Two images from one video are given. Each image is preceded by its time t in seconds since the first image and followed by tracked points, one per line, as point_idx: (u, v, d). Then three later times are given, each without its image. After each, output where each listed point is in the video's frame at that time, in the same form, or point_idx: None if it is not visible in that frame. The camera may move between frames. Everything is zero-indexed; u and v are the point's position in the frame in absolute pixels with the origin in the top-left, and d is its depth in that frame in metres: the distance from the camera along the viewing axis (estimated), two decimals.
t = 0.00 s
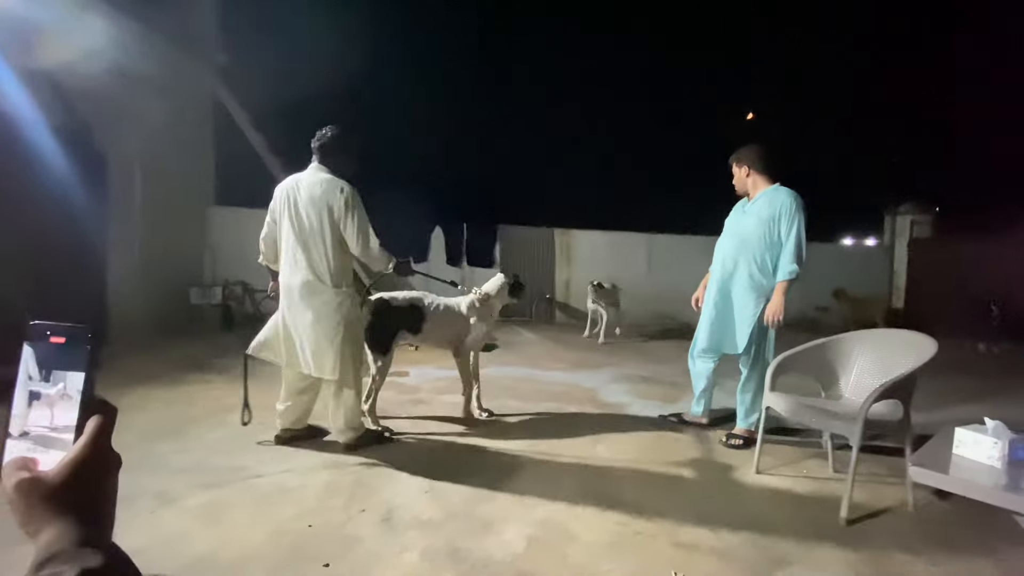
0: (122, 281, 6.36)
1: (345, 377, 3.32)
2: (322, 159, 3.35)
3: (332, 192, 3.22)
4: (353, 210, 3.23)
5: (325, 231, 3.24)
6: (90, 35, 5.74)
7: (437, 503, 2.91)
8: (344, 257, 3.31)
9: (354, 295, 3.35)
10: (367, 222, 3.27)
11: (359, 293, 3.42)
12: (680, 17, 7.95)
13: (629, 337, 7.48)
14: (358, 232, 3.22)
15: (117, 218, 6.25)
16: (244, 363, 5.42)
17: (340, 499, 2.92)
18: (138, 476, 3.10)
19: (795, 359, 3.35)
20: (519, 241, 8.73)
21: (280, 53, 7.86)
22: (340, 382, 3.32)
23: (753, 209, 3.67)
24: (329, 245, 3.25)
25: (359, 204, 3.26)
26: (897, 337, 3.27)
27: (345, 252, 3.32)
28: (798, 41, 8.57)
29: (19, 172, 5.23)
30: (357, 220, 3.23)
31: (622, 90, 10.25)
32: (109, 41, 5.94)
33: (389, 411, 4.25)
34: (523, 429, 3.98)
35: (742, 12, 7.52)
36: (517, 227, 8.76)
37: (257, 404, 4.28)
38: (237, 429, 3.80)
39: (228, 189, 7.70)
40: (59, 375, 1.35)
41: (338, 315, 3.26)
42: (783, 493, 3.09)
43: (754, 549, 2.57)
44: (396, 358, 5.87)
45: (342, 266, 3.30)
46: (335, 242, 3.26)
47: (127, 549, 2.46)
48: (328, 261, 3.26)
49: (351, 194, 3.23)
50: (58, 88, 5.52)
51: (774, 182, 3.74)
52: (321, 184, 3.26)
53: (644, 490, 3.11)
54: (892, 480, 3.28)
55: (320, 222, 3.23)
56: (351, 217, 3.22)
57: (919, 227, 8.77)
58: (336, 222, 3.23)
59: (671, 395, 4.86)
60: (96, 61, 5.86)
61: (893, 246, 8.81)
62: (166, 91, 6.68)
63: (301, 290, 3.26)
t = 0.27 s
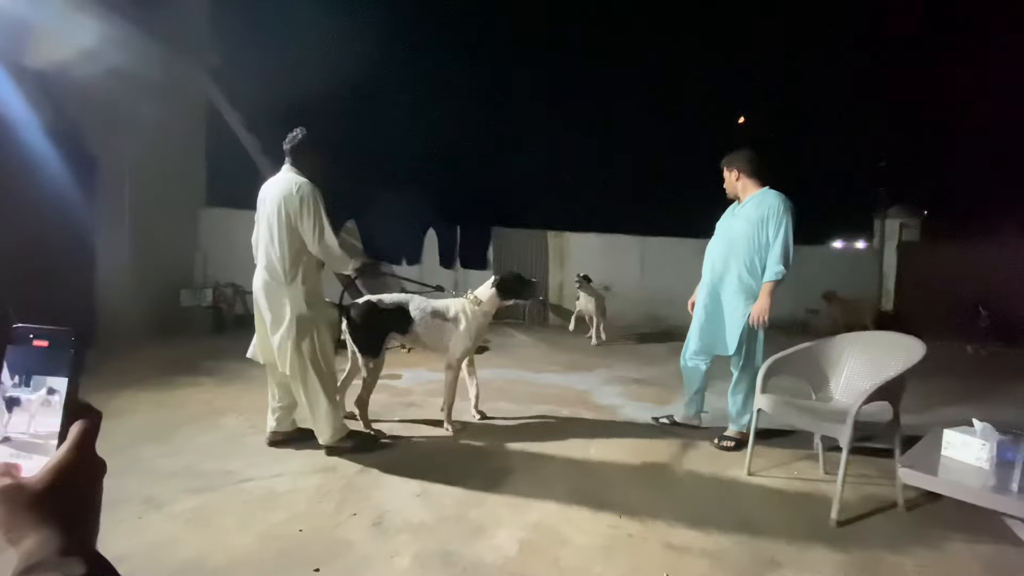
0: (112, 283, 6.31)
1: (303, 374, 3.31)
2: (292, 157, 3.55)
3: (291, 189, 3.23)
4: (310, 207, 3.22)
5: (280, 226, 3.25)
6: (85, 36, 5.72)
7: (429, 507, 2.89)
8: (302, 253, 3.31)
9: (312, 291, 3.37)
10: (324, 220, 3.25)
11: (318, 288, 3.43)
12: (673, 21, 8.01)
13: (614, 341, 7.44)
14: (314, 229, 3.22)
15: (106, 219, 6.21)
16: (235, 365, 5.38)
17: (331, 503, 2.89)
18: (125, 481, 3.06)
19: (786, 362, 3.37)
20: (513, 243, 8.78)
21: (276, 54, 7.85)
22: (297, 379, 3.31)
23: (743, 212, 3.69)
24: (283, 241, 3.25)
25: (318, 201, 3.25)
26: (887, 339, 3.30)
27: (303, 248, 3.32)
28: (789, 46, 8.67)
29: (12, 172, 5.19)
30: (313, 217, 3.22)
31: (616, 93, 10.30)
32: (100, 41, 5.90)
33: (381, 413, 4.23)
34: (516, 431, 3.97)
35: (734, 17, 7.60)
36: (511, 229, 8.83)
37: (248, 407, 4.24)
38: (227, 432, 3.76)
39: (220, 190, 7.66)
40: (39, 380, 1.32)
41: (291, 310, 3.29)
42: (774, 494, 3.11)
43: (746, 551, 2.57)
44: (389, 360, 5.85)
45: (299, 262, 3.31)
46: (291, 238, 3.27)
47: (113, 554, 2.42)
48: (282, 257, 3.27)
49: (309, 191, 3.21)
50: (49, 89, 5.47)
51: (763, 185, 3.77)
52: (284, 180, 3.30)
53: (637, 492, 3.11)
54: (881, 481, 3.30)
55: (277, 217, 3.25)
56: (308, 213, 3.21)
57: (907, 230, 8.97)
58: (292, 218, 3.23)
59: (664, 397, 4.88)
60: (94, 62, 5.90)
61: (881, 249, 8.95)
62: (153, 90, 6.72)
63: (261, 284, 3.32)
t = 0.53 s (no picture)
0: (107, 284, 6.27)
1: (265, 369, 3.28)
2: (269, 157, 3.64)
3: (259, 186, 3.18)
4: (276, 204, 3.16)
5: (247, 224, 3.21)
6: (83, 36, 5.71)
7: (425, 508, 2.89)
8: (268, 252, 3.23)
9: (284, 291, 3.27)
10: (291, 218, 3.20)
11: (293, 290, 3.34)
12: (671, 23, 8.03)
13: (612, 340, 7.48)
14: (280, 227, 3.17)
15: (102, 219, 6.18)
16: (231, 366, 5.36)
17: (327, 504, 2.88)
18: (119, 482, 3.04)
19: (781, 363, 3.38)
20: (510, 244, 8.78)
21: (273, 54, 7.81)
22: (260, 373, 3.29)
23: (738, 213, 3.71)
24: (250, 239, 3.20)
25: (284, 198, 3.18)
26: (882, 340, 3.32)
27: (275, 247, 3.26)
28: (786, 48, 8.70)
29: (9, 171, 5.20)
30: (280, 215, 3.17)
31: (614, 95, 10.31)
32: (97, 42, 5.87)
33: (377, 414, 4.21)
34: (512, 432, 3.97)
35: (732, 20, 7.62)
36: (508, 230, 8.86)
37: (243, 408, 4.22)
38: (221, 433, 3.74)
39: (217, 191, 7.62)
40: (27, 380, 1.31)
41: (257, 310, 3.22)
42: (770, 496, 3.11)
43: (742, 553, 2.57)
44: (385, 361, 5.84)
45: (268, 261, 3.23)
46: (258, 236, 3.21)
47: (107, 557, 2.41)
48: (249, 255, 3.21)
49: (275, 188, 3.15)
50: (45, 88, 5.47)
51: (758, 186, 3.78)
52: (257, 178, 3.27)
53: (633, 493, 3.11)
54: (876, 482, 3.31)
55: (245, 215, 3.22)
56: (274, 211, 3.16)
57: (902, 231, 9.06)
58: (258, 216, 3.18)
59: (661, 398, 4.88)
60: (91, 63, 5.90)
61: (877, 250, 9.07)
62: (150, 91, 6.67)
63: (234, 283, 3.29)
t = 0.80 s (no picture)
0: (103, 284, 6.25)
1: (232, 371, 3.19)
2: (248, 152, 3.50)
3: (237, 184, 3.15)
4: (255, 202, 3.09)
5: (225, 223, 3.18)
6: (81, 37, 5.70)
7: (422, 509, 2.89)
8: (249, 252, 3.19)
9: (258, 291, 3.22)
10: (270, 216, 3.10)
11: (271, 290, 3.29)
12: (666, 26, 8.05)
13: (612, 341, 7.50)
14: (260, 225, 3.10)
15: (98, 219, 6.17)
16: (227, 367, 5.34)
17: (323, 505, 2.88)
18: (114, 484, 3.03)
19: (778, 364, 3.39)
20: (508, 245, 8.79)
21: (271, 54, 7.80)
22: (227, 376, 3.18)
23: (735, 214, 3.72)
24: (228, 238, 3.17)
25: (264, 197, 3.09)
26: (877, 341, 3.33)
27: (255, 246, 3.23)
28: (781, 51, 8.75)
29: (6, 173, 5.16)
30: (257, 213, 3.09)
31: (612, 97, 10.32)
32: (93, 42, 5.84)
33: (374, 415, 4.21)
34: (509, 433, 3.97)
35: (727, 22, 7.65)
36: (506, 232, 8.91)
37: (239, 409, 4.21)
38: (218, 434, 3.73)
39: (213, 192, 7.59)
40: (17, 382, 1.31)
41: (236, 311, 3.17)
42: (766, 496, 3.12)
43: (739, 553, 2.58)
44: (382, 361, 5.83)
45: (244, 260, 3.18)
46: (239, 235, 3.17)
47: (102, 559, 2.40)
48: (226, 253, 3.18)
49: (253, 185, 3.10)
50: (42, 90, 5.45)
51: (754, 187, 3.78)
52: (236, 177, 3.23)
53: (630, 494, 3.12)
54: (871, 482, 3.33)
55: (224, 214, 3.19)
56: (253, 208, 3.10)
57: (897, 232, 9.18)
58: (236, 215, 3.15)
59: (658, 399, 4.89)
60: (87, 63, 5.90)
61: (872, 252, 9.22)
62: (140, 88, 6.66)
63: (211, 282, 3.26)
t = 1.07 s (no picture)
0: (100, 284, 6.24)
1: (220, 375, 3.17)
2: (227, 149, 3.43)
3: (222, 185, 3.12)
4: (244, 203, 3.08)
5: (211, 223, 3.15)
6: (77, 36, 5.71)
7: (420, 510, 2.89)
8: (235, 250, 3.16)
9: (245, 293, 3.20)
10: (259, 217, 3.09)
11: (257, 288, 3.27)
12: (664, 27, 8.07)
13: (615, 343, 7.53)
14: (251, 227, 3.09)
15: (95, 219, 6.18)
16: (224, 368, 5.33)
17: (321, 507, 2.87)
18: (111, 485, 3.02)
19: (776, 365, 3.40)
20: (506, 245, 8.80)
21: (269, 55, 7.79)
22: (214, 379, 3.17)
23: (734, 215, 3.73)
24: (213, 238, 3.14)
25: (251, 198, 3.09)
26: (875, 342, 3.33)
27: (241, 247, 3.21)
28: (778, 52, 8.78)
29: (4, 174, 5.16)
30: (247, 213, 3.08)
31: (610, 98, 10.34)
32: (90, 41, 5.84)
33: (372, 416, 4.21)
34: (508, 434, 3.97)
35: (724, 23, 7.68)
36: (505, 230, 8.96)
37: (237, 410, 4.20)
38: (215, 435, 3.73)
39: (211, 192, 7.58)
40: (9, 382, 1.31)
41: (223, 311, 3.14)
42: (764, 497, 3.12)
43: (738, 553, 2.58)
44: (380, 362, 5.84)
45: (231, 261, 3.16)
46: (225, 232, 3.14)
47: (98, 560, 2.39)
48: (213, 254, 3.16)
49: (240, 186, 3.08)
50: (38, 90, 5.44)
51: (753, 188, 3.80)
52: (219, 176, 3.19)
53: (628, 495, 3.12)
54: (868, 483, 3.34)
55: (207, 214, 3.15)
56: (242, 209, 3.09)
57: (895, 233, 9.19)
58: (223, 215, 3.12)
59: (656, 399, 4.89)
60: (84, 63, 5.91)
61: (870, 253, 9.21)
62: (135, 88, 6.62)
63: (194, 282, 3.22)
